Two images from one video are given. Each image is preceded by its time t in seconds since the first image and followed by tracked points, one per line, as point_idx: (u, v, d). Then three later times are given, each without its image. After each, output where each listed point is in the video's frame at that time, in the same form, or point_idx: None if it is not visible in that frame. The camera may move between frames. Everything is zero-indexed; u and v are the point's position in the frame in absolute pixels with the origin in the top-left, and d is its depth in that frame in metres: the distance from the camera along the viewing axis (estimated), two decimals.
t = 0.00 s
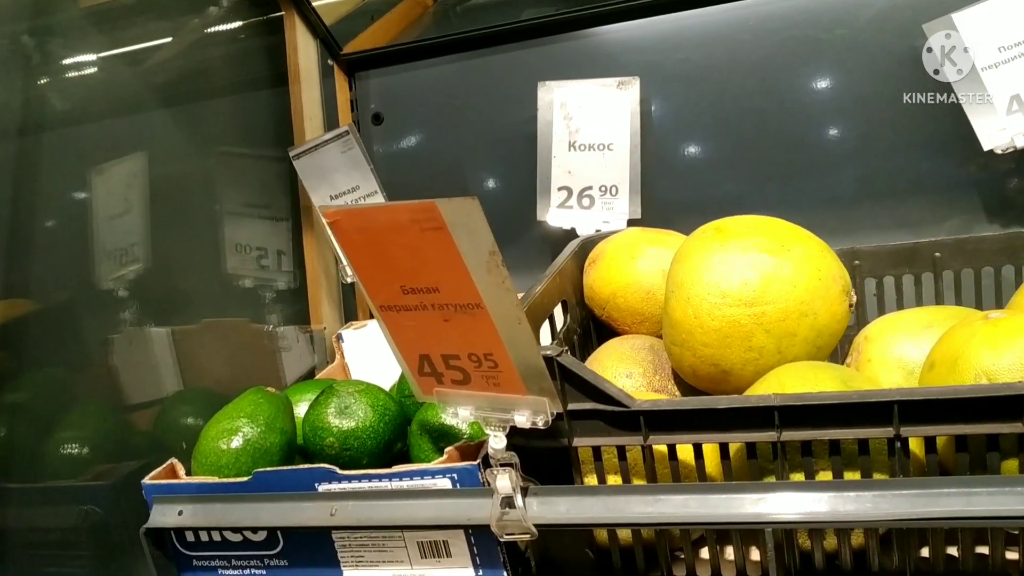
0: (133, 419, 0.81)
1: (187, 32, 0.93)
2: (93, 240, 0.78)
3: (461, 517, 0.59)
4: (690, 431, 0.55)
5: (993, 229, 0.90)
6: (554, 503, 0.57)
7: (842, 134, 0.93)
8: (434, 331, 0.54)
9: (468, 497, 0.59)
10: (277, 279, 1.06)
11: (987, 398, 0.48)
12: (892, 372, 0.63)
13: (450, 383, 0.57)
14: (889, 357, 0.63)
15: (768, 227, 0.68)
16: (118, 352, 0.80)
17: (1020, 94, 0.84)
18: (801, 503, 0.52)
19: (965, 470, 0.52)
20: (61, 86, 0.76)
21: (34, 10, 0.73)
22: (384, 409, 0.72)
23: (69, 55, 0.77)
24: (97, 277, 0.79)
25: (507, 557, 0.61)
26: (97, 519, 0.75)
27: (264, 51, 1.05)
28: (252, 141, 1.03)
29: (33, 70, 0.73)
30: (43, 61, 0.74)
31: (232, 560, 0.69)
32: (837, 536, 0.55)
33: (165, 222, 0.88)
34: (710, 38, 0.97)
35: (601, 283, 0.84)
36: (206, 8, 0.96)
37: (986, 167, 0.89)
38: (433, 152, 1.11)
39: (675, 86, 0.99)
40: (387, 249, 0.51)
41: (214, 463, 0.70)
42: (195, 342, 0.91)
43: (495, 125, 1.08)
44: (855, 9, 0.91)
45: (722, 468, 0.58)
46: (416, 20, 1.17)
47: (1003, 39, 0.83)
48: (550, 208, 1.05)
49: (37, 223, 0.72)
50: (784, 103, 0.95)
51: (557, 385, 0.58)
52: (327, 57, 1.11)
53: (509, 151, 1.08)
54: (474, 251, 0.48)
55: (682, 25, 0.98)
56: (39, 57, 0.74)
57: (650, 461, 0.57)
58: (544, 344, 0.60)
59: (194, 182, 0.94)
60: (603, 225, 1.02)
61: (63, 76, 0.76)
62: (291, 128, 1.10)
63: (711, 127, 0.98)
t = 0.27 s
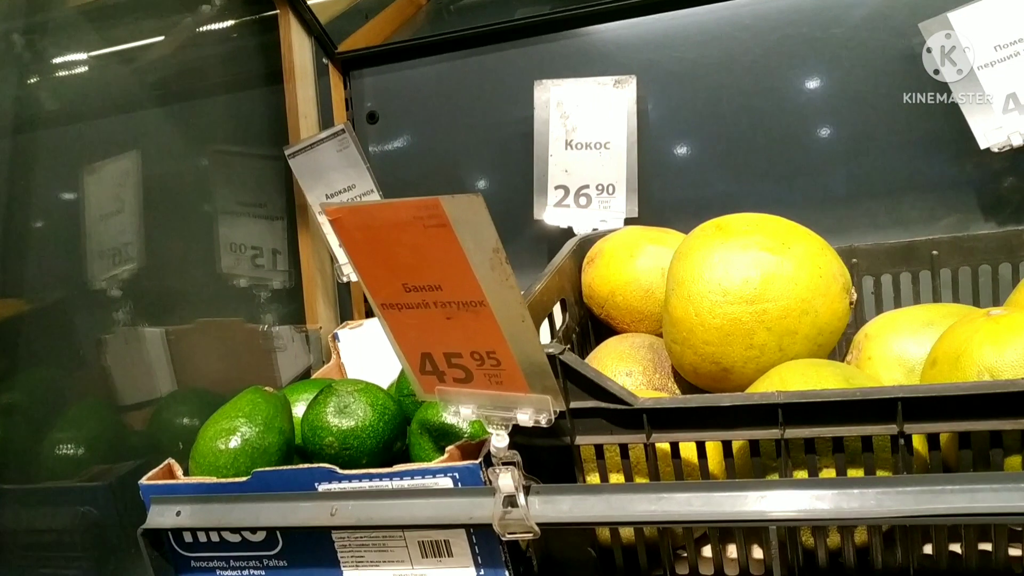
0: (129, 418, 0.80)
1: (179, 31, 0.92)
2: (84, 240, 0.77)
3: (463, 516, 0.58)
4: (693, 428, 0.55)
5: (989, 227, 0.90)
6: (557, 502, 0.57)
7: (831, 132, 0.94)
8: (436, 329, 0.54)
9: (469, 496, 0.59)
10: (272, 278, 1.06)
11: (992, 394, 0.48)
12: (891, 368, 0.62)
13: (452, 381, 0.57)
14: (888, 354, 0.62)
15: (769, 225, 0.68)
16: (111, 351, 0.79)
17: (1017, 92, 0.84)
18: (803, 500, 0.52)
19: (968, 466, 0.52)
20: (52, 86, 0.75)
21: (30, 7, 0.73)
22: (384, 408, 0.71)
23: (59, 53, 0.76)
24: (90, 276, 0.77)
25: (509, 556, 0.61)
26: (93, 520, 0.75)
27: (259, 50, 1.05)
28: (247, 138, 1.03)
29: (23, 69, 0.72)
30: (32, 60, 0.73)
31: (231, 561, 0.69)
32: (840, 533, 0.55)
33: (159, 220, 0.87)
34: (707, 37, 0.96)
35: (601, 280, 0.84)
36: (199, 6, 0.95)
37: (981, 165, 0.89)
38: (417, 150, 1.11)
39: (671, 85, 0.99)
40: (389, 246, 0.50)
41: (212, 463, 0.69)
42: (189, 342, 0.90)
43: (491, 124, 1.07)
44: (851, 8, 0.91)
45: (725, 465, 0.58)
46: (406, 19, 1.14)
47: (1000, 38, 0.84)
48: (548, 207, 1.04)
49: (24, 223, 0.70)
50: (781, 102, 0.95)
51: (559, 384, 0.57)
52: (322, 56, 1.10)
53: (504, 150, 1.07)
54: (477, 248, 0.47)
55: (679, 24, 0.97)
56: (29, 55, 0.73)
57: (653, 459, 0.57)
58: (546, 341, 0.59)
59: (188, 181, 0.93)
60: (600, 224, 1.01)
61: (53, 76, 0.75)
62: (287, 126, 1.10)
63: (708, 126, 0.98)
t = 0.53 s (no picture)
0: (115, 420, 0.77)
1: (166, 29, 0.88)
2: (70, 241, 0.73)
3: (465, 516, 0.58)
4: (697, 426, 0.55)
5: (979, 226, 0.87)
6: (560, 501, 0.57)
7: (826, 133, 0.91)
8: (440, 327, 0.55)
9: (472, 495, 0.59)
10: (262, 278, 1.03)
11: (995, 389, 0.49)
12: (891, 366, 0.61)
13: (455, 379, 0.58)
14: (887, 352, 0.61)
15: (767, 222, 0.65)
16: (98, 355, 0.76)
17: (1006, 92, 0.82)
18: (808, 496, 0.52)
19: (970, 461, 0.53)
20: (32, 84, 0.70)
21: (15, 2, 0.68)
22: (382, 408, 0.69)
23: (40, 51, 0.71)
24: (75, 278, 0.74)
25: (510, 555, 0.61)
26: (85, 524, 0.73)
27: (250, 46, 1.01)
28: (237, 137, 0.99)
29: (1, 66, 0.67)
30: (13, 58, 0.68)
31: (227, 564, 0.68)
32: (843, 529, 0.55)
33: (146, 221, 0.84)
34: (700, 36, 0.93)
35: (595, 280, 0.81)
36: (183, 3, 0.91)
37: (971, 163, 0.87)
38: (393, 151, 1.08)
39: (663, 86, 0.95)
40: (394, 244, 0.52)
41: (208, 465, 0.68)
42: (176, 344, 0.87)
43: (478, 124, 1.03)
44: (852, 8, 0.88)
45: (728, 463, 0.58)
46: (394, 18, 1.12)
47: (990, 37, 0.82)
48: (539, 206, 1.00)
49: None
50: (777, 103, 0.92)
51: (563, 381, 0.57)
52: (311, 54, 1.07)
53: (492, 151, 1.03)
54: (484, 245, 0.49)
55: (671, 23, 0.94)
56: (10, 53, 0.68)
57: (656, 457, 0.57)
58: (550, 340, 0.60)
59: (178, 180, 0.90)
60: (593, 224, 0.98)
61: (33, 74, 0.70)
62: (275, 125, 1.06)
63: (702, 126, 0.95)
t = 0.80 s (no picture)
0: (99, 422, 0.75)
1: (147, 27, 0.85)
2: (50, 242, 0.70)
3: (461, 517, 0.57)
4: (694, 425, 0.55)
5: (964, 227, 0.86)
6: (556, 501, 0.57)
7: (814, 133, 0.89)
8: (437, 327, 0.55)
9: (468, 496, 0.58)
10: (248, 278, 1.00)
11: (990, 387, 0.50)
12: (883, 365, 0.61)
13: (451, 380, 0.58)
14: (880, 350, 0.61)
15: (760, 222, 0.65)
16: (80, 355, 0.73)
17: (991, 94, 0.81)
18: (805, 494, 0.52)
19: (966, 459, 0.53)
20: (5, 83, 0.67)
21: None
22: (375, 409, 0.68)
23: (15, 50, 0.68)
24: (56, 279, 0.71)
25: (506, 556, 0.61)
26: (72, 528, 0.71)
27: (235, 45, 0.98)
28: (224, 135, 0.96)
29: None
30: None
31: (218, 567, 0.67)
32: (839, 527, 0.55)
33: (130, 220, 0.81)
34: (689, 37, 0.91)
35: (587, 277, 0.73)
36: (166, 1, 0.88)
37: (953, 166, 0.86)
38: (375, 149, 1.05)
39: (652, 87, 0.93)
40: (393, 243, 0.52)
41: (198, 467, 0.67)
42: (161, 346, 0.84)
43: (464, 124, 1.01)
44: (846, 8, 0.86)
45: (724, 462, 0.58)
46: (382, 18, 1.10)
47: (975, 39, 0.81)
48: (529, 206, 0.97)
49: None
50: (766, 105, 0.90)
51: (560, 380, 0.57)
52: (298, 53, 1.03)
53: (478, 152, 1.01)
54: (483, 243, 0.49)
55: (660, 24, 0.92)
56: None
57: (653, 457, 0.57)
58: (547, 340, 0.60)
59: (162, 179, 0.87)
60: (583, 224, 0.95)
61: (8, 73, 0.67)
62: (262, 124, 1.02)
63: (691, 128, 0.93)
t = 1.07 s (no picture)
0: (78, 424, 0.73)
1: (125, 24, 0.81)
2: (27, 242, 0.68)
3: (450, 518, 0.57)
4: (683, 424, 0.56)
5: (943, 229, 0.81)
6: (545, 501, 0.57)
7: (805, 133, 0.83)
8: (427, 326, 0.55)
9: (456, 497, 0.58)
10: (228, 279, 0.96)
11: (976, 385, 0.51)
12: (867, 364, 0.61)
13: (440, 380, 0.57)
14: (864, 350, 0.61)
15: (746, 223, 0.65)
16: (56, 356, 0.71)
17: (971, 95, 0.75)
18: (792, 492, 0.53)
19: (950, 457, 0.54)
20: None
21: None
22: (361, 410, 0.67)
23: None
24: (31, 279, 0.69)
25: (493, 557, 0.61)
26: (51, 531, 0.70)
27: (217, 44, 0.93)
28: (202, 134, 0.92)
29: None
30: None
31: (202, 570, 0.66)
32: (826, 526, 0.56)
33: (108, 221, 0.78)
34: (677, 38, 0.85)
35: (570, 279, 0.71)
36: None
37: (932, 167, 0.81)
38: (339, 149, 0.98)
39: (637, 90, 0.87)
40: (384, 243, 0.52)
41: (181, 469, 0.66)
42: (138, 349, 0.81)
43: (440, 127, 0.95)
44: (851, 7, 0.81)
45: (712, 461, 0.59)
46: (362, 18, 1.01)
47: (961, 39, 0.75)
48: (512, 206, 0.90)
49: None
50: (756, 106, 0.84)
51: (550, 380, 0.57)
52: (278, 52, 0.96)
53: (459, 151, 0.94)
54: (475, 243, 0.50)
55: (649, 24, 0.85)
56: None
57: (642, 456, 0.57)
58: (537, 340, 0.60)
59: (139, 182, 0.83)
60: (566, 225, 0.88)
61: None
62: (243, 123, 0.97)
63: (676, 132, 0.87)
